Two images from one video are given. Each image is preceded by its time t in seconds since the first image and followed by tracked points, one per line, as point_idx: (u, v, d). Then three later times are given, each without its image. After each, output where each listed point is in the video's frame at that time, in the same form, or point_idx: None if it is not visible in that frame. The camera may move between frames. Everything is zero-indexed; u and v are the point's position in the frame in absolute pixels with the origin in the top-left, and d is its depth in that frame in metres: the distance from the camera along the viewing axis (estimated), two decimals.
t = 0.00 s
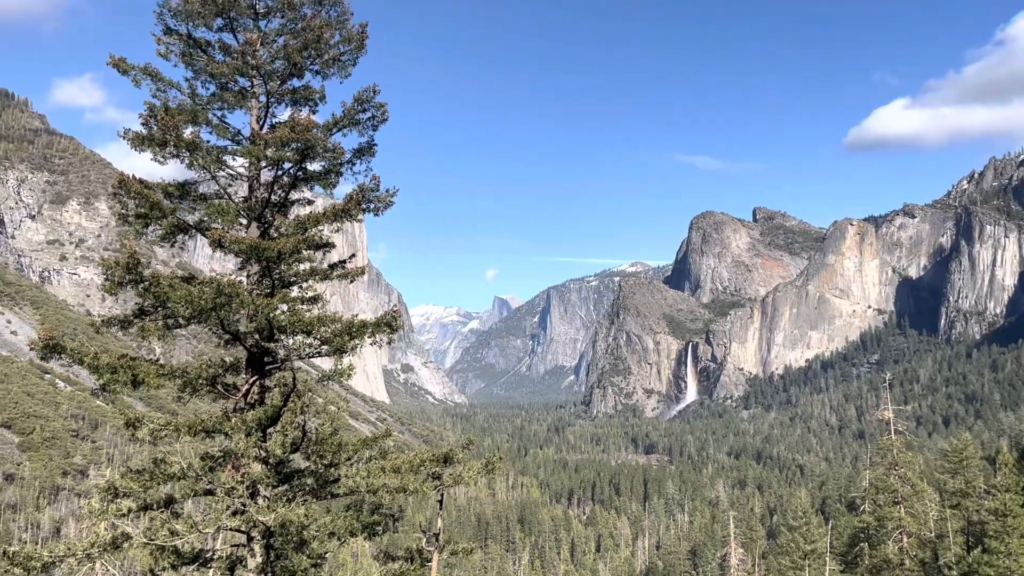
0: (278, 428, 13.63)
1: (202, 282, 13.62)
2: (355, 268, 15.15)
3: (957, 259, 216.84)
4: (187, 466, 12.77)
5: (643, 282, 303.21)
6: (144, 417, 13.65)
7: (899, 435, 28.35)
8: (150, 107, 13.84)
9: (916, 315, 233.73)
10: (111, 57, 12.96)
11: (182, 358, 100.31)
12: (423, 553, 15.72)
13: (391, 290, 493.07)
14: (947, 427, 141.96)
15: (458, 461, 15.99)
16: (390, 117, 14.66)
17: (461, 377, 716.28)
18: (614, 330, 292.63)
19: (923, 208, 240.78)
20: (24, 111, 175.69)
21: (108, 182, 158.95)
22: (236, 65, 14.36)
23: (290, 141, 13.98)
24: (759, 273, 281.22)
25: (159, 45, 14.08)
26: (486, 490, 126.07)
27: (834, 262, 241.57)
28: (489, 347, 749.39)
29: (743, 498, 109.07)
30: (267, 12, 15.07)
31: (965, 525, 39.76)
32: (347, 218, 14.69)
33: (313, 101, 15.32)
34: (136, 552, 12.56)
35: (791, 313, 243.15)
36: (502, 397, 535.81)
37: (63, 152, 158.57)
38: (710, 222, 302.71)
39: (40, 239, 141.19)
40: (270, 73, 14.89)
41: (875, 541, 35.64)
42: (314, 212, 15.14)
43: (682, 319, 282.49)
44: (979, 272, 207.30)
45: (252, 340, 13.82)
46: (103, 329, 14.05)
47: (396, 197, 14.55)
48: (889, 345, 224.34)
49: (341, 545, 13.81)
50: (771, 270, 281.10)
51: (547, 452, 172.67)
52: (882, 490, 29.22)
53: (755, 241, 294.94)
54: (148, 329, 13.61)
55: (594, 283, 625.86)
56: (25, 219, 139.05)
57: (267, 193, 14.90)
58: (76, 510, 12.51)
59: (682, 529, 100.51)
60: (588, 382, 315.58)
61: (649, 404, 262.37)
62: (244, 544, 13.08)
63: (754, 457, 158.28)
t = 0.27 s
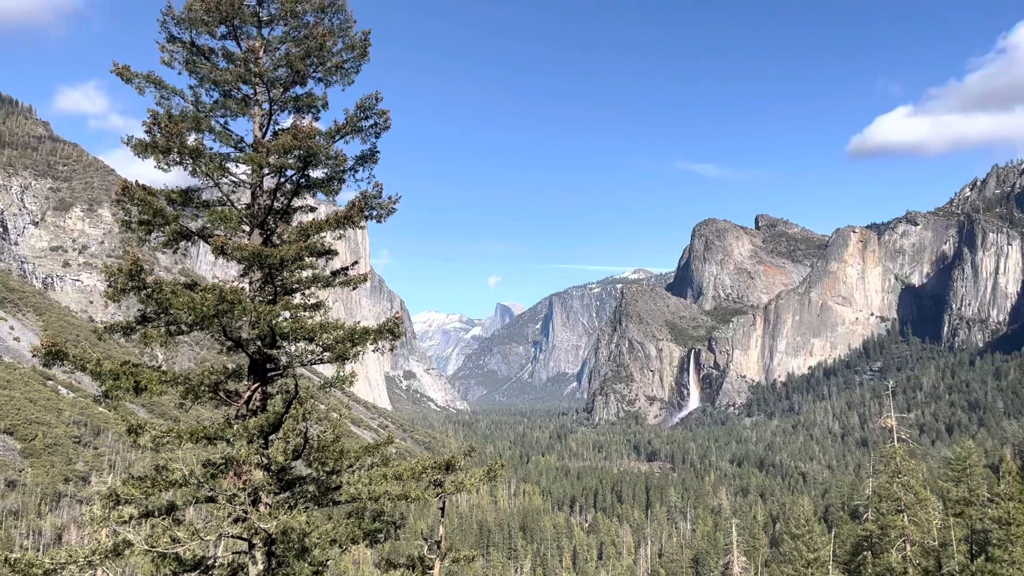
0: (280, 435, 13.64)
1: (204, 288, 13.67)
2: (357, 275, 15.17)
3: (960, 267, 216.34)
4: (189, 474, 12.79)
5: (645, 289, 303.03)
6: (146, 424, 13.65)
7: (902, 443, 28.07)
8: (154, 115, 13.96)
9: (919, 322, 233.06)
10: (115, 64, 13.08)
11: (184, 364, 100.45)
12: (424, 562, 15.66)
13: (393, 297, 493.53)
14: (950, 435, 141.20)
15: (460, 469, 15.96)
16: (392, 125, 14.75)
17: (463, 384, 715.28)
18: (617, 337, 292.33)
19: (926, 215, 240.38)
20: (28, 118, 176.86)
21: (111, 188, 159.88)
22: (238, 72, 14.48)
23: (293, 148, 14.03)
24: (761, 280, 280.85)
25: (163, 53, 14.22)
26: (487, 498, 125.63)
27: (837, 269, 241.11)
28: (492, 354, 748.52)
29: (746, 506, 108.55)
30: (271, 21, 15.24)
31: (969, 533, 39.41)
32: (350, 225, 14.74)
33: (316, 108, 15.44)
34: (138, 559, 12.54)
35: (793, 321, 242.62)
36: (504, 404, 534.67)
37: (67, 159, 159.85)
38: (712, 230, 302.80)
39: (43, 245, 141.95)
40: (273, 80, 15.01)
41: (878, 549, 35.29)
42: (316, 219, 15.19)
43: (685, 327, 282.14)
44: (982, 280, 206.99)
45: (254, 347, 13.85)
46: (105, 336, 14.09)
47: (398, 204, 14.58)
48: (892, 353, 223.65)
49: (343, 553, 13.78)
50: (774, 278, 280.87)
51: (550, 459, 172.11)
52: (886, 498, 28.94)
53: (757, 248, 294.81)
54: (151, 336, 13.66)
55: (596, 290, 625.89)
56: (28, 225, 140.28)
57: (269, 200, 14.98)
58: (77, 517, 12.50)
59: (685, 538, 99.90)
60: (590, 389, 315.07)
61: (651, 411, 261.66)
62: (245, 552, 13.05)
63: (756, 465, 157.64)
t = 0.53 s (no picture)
0: (278, 440, 13.65)
1: (202, 293, 13.69)
2: (356, 279, 15.19)
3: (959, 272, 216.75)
4: (186, 479, 12.81)
5: (644, 294, 303.07)
6: (144, 428, 13.62)
7: (900, 449, 28.08)
8: (153, 119, 14.03)
9: (917, 327, 233.39)
10: (114, 69, 13.14)
11: (182, 369, 100.27)
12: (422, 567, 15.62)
13: (392, 302, 493.36)
14: (949, 441, 141.18)
15: (458, 474, 15.91)
16: (391, 130, 14.80)
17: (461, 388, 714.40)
18: (615, 342, 292.26)
19: (924, 221, 240.88)
20: (28, 122, 176.87)
21: (110, 192, 159.79)
22: (238, 77, 14.54)
23: (291, 153, 14.07)
24: (759, 286, 281.21)
25: (163, 58, 14.30)
26: (485, 503, 125.29)
27: (835, 275, 241.21)
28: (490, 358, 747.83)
29: (744, 511, 108.38)
30: (270, 25, 15.30)
31: (967, 539, 39.46)
32: (348, 230, 14.78)
33: (315, 113, 15.48)
34: (135, 564, 12.52)
35: (792, 326, 242.74)
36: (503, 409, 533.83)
37: (66, 163, 159.89)
38: (711, 235, 303.28)
39: (42, 249, 141.56)
40: (272, 85, 15.08)
41: (877, 555, 35.27)
42: (314, 224, 15.22)
43: (683, 332, 282.13)
44: (980, 285, 207.56)
45: (252, 352, 13.83)
46: (104, 340, 14.12)
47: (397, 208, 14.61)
48: (890, 358, 223.89)
49: (340, 559, 13.78)
50: (772, 283, 281.13)
51: (548, 464, 171.83)
52: (884, 504, 28.94)
53: (755, 253, 295.25)
54: (149, 340, 13.69)
55: (594, 295, 626.28)
56: (27, 229, 140.12)
57: (268, 204, 15.02)
58: (74, 521, 12.49)
59: (683, 543, 99.63)
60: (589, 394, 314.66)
61: (650, 416, 261.46)
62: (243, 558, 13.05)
63: (755, 470, 157.55)
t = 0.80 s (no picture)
0: (273, 442, 13.65)
1: (197, 295, 13.69)
2: (350, 282, 15.23)
3: (952, 276, 218.20)
4: (180, 481, 12.76)
5: (639, 297, 303.73)
6: (137, 431, 13.58)
7: (893, 452, 28.24)
8: (146, 122, 14.01)
9: (910, 331, 234.71)
10: (108, 70, 13.11)
11: (175, 371, 99.85)
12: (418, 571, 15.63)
13: (387, 304, 492.82)
14: (942, 444, 142.06)
15: (452, 476, 15.95)
16: (386, 132, 14.84)
17: (456, 391, 713.42)
18: (610, 345, 292.73)
19: (917, 224, 242.34)
20: (21, 123, 176.00)
21: (104, 194, 159.17)
22: (232, 78, 14.58)
23: (285, 155, 14.05)
24: (753, 289, 282.31)
25: (157, 59, 14.29)
26: (480, 506, 125.24)
27: (829, 278, 242.23)
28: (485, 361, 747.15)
29: (738, 514, 108.71)
30: (264, 26, 15.34)
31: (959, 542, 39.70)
32: (343, 232, 14.81)
33: (310, 115, 15.52)
34: (128, 567, 12.50)
35: (786, 329, 243.74)
36: (498, 412, 533.44)
37: (59, 165, 159.47)
38: (705, 238, 304.45)
39: (35, 250, 140.55)
40: (267, 86, 15.11)
41: (870, 558, 35.39)
42: (309, 226, 15.27)
43: (678, 335, 283.16)
44: (973, 289, 208.82)
45: (247, 354, 13.80)
46: (97, 342, 14.08)
47: (392, 212, 14.74)
48: (883, 362, 225.28)
49: (334, 562, 13.75)
50: (766, 286, 282.32)
51: (542, 467, 171.85)
52: (878, 507, 29.10)
53: (750, 257, 296.51)
54: (142, 342, 13.64)
55: (589, 298, 627.44)
56: (20, 231, 139.44)
57: (262, 206, 15.01)
58: (67, 524, 12.47)
59: (677, 546, 99.66)
60: (584, 397, 314.92)
61: (644, 419, 262.02)
62: (237, 561, 13.08)
63: (749, 473, 158.02)
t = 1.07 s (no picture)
0: (264, 443, 13.66)
1: (188, 295, 13.65)
2: (342, 282, 15.23)
3: (942, 279, 219.98)
4: (170, 482, 12.72)
5: (632, 298, 304.61)
6: (127, 431, 13.50)
7: (884, 453, 28.46)
8: (138, 121, 13.99)
9: (901, 332, 236.49)
10: (99, 70, 13.07)
11: (167, 372, 99.20)
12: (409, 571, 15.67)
13: (379, 304, 491.57)
14: (932, 446, 143.21)
15: (444, 478, 15.96)
16: (379, 132, 14.87)
17: (448, 392, 712.52)
18: (603, 346, 293.33)
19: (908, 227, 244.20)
20: (11, 122, 174.35)
21: (95, 194, 158.00)
22: (224, 79, 14.57)
23: (278, 156, 14.05)
24: (745, 290, 283.70)
25: (149, 59, 14.28)
26: (472, 507, 125.22)
27: (821, 280, 243.60)
28: (477, 362, 747.11)
29: (730, 515, 109.17)
30: (257, 25, 15.33)
31: (951, 544, 39.91)
32: (335, 232, 14.81)
33: (302, 115, 15.52)
34: (118, 568, 12.41)
35: (778, 331, 245.07)
36: (490, 413, 533.41)
37: (50, 164, 158.41)
38: (698, 240, 305.76)
39: (24, 250, 139.34)
40: (259, 86, 15.10)
41: (862, 560, 35.60)
42: (301, 226, 15.26)
43: (670, 336, 284.55)
44: (963, 291, 210.35)
45: (238, 355, 13.78)
46: (87, 342, 14.02)
47: (385, 212, 14.72)
48: (874, 364, 227.02)
49: (325, 563, 13.76)
50: (758, 287, 283.84)
51: (535, 468, 171.91)
52: (868, 508, 29.38)
53: (742, 258, 297.97)
54: (133, 342, 13.62)
55: (582, 299, 628.29)
56: (9, 230, 138.27)
57: (254, 207, 15.01)
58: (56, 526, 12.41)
59: (670, 547, 99.90)
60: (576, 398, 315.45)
61: (636, 420, 262.73)
62: (227, 562, 13.03)
63: (741, 474, 158.80)
